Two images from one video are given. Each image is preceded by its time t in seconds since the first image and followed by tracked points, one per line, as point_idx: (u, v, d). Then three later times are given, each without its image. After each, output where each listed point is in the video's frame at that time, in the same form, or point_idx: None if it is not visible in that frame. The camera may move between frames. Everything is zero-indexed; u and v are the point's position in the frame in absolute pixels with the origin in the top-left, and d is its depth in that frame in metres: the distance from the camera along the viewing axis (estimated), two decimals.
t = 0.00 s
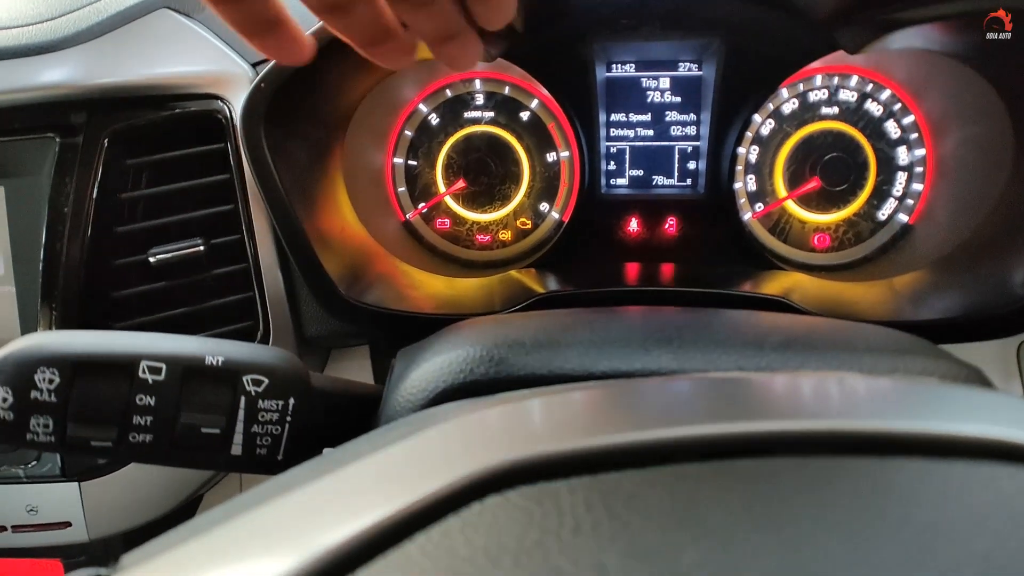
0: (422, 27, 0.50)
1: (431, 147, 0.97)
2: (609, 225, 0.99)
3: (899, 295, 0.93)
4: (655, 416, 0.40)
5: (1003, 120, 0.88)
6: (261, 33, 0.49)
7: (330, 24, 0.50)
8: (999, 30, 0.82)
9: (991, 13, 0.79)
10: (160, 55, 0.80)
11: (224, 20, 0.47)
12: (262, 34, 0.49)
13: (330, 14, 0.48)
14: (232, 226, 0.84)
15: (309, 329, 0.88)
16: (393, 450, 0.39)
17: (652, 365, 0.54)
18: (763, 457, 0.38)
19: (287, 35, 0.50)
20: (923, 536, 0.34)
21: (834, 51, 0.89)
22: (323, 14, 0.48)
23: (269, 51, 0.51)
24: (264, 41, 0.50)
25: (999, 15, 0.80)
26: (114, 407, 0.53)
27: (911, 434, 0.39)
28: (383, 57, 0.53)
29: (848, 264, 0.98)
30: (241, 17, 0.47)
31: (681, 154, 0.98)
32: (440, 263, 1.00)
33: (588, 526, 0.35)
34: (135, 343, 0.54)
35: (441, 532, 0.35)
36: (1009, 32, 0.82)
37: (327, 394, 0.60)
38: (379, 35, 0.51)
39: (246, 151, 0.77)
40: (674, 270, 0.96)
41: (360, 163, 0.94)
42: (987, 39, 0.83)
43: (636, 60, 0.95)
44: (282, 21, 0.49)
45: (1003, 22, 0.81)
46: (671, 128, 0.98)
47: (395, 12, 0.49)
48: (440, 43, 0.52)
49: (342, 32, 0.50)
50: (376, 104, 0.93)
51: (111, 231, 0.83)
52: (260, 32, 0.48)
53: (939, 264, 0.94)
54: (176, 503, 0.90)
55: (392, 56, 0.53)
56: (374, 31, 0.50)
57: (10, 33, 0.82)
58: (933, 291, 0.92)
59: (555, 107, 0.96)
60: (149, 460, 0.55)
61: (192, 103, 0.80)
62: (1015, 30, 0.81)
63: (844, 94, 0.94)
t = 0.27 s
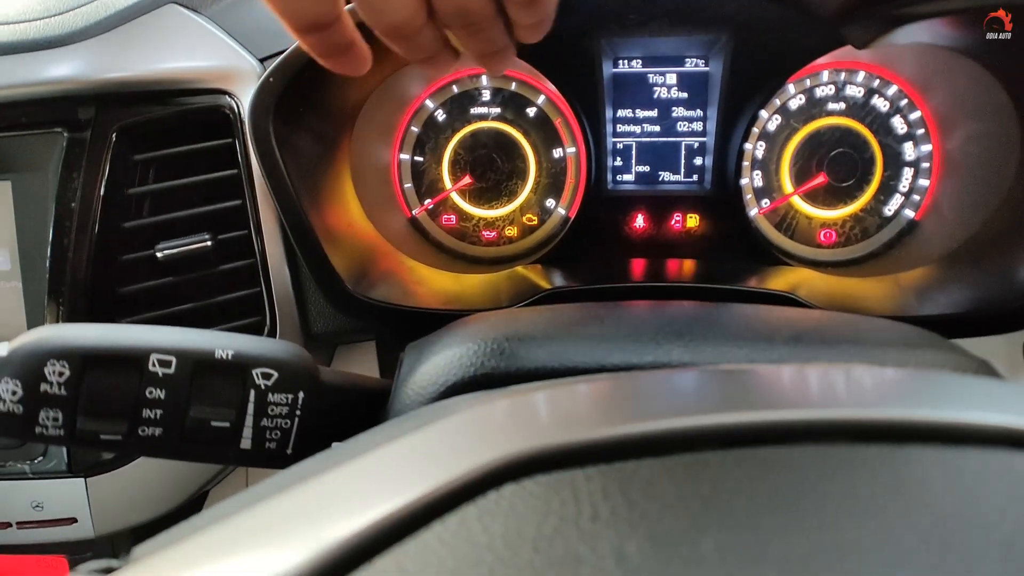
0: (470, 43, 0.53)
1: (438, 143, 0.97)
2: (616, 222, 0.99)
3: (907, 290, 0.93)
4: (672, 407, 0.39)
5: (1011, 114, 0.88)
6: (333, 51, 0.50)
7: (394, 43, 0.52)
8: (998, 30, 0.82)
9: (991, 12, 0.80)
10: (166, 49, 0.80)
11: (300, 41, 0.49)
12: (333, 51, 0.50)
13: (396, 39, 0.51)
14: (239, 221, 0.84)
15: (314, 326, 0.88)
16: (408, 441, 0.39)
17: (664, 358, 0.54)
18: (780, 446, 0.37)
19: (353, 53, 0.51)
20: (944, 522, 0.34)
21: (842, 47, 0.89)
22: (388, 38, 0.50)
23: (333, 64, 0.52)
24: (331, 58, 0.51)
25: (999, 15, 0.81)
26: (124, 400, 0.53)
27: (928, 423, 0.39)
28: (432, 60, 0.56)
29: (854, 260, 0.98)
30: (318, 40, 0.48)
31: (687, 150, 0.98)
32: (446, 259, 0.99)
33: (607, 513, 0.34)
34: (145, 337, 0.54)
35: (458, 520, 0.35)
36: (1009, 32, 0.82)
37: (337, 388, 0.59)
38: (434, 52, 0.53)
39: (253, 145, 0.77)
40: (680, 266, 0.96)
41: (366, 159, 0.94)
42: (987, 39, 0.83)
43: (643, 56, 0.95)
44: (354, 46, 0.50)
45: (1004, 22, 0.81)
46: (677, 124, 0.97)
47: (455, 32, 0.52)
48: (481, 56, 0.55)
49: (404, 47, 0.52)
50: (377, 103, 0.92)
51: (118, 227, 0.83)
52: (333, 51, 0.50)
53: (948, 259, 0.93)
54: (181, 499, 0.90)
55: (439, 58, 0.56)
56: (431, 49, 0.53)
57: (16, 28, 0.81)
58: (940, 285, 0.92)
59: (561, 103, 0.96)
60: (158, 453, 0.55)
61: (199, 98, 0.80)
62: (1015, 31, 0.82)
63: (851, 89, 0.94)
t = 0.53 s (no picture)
0: (457, 97, 0.68)
1: (432, 146, 0.96)
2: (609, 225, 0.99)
3: (900, 294, 0.93)
4: (660, 414, 0.39)
5: (1005, 118, 0.88)
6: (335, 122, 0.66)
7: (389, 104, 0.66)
8: (999, 30, 0.82)
9: (991, 11, 0.79)
10: (159, 54, 0.80)
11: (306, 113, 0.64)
12: (335, 120, 0.65)
13: (390, 98, 0.65)
14: (233, 225, 0.84)
15: (308, 331, 0.88)
16: (395, 448, 0.39)
17: (654, 363, 0.54)
18: (767, 454, 0.38)
19: (357, 123, 0.67)
20: (928, 530, 0.34)
21: (836, 51, 0.88)
22: (382, 96, 0.64)
23: (332, 130, 0.66)
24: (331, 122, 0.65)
25: (999, 15, 0.80)
26: (115, 405, 0.53)
27: (915, 431, 0.39)
28: (427, 120, 0.70)
29: (848, 263, 0.98)
30: (325, 113, 0.64)
31: (681, 153, 0.98)
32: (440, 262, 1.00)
33: (592, 522, 0.35)
34: (136, 342, 0.54)
35: (443, 529, 0.35)
36: (1009, 32, 0.82)
37: (329, 394, 0.59)
38: (423, 108, 0.68)
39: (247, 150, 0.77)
40: (673, 270, 0.96)
41: (360, 163, 0.94)
42: (987, 39, 0.83)
43: (638, 59, 0.95)
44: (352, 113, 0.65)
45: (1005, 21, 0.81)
46: (671, 127, 0.97)
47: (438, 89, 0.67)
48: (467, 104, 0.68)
49: (402, 109, 0.68)
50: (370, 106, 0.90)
51: (112, 231, 0.83)
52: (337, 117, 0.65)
53: (942, 263, 0.94)
54: (175, 503, 0.90)
55: (428, 116, 0.70)
56: (417, 101, 0.67)
57: (10, 33, 0.82)
58: (932, 289, 0.92)
59: (555, 106, 0.95)
60: (149, 459, 0.55)
61: (192, 102, 0.80)
62: (1016, 30, 0.81)
63: (844, 93, 0.94)
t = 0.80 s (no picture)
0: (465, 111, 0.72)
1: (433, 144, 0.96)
2: (609, 223, 1.00)
3: (899, 291, 0.94)
4: (662, 408, 0.40)
5: (1004, 117, 0.88)
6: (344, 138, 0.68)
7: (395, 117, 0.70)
8: (999, 30, 0.82)
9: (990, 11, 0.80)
10: (160, 53, 0.80)
11: (317, 131, 0.66)
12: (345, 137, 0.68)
13: (401, 110, 0.70)
14: (235, 223, 0.84)
15: (310, 328, 0.88)
16: (400, 441, 0.40)
17: (656, 359, 0.54)
18: (769, 446, 0.38)
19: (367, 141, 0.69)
20: (928, 520, 0.34)
21: (835, 49, 0.89)
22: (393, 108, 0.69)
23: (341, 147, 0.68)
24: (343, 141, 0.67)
25: (999, 15, 0.81)
26: (120, 401, 0.53)
27: (916, 423, 0.39)
28: (437, 134, 0.74)
29: (849, 261, 0.99)
30: (336, 129, 0.67)
31: (682, 151, 0.98)
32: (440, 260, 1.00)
33: (596, 514, 0.35)
34: (141, 338, 0.54)
35: (448, 522, 0.36)
36: (1009, 32, 0.82)
37: (333, 390, 0.60)
38: (432, 119, 0.72)
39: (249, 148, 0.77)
40: (675, 267, 0.97)
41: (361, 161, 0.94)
42: (987, 39, 0.83)
43: (638, 57, 0.95)
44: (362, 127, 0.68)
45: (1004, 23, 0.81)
46: (672, 126, 0.97)
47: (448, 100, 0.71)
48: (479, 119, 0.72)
49: (408, 123, 0.72)
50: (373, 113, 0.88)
51: (114, 229, 0.83)
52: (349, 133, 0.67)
53: (941, 260, 0.94)
54: (177, 500, 0.90)
55: (437, 129, 0.74)
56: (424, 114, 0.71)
57: (13, 31, 0.82)
58: (934, 286, 0.93)
59: (556, 104, 0.95)
60: (154, 454, 0.55)
61: (194, 100, 0.80)
62: (1015, 30, 0.82)
63: (844, 91, 0.94)
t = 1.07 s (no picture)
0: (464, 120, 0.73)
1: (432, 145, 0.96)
2: (608, 224, 0.99)
3: (897, 292, 0.94)
4: (659, 411, 0.40)
5: (1003, 118, 0.88)
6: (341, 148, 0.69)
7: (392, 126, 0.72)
8: (999, 30, 0.82)
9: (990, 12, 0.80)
10: (158, 54, 0.80)
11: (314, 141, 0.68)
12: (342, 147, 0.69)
13: (400, 120, 0.71)
14: (233, 225, 0.84)
15: (309, 330, 0.88)
16: (396, 444, 0.40)
17: (653, 361, 0.54)
18: (765, 450, 0.38)
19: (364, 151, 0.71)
20: (923, 524, 0.34)
21: (833, 51, 0.89)
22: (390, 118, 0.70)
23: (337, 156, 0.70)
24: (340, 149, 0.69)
25: (999, 15, 0.81)
26: (117, 403, 0.53)
27: (912, 426, 0.39)
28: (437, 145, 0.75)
29: (848, 262, 0.98)
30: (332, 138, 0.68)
31: (681, 152, 0.98)
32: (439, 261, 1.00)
33: (591, 518, 0.35)
34: (139, 340, 0.54)
35: (443, 525, 0.36)
36: (1009, 32, 0.82)
37: (330, 391, 0.60)
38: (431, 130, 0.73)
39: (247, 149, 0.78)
40: (673, 269, 0.97)
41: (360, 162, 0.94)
42: (987, 39, 0.83)
43: (637, 58, 0.95)
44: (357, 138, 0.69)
45: (1004, 22, 0.81)
46: (671, 127, 0.97)
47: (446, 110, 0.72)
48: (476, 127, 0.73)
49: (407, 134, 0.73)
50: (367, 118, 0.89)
51: (112, 230, 0.83)
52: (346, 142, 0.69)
53: (939, 261, 0.94)
54: (176, 501, 0.90)
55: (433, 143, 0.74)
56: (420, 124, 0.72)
57: (12, 32, 0.82)
58: (930, 288, 0.93)
59: (555, 105, 0.95)
60: (152, 456, 0.55)
61: (192, 101, 0.80)
62: (1015, 30, 0.82)
63: (843, 92, 0.94)
